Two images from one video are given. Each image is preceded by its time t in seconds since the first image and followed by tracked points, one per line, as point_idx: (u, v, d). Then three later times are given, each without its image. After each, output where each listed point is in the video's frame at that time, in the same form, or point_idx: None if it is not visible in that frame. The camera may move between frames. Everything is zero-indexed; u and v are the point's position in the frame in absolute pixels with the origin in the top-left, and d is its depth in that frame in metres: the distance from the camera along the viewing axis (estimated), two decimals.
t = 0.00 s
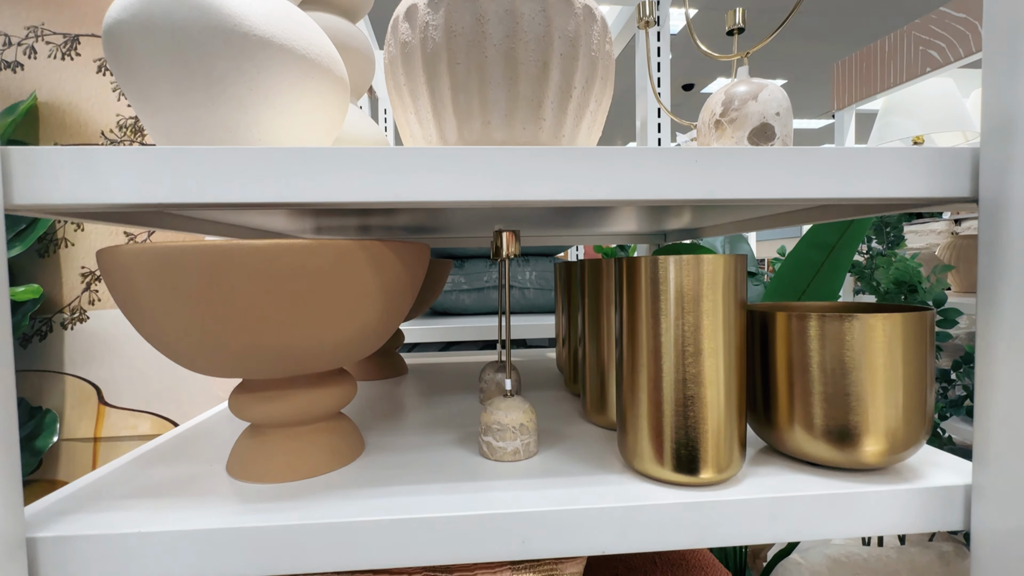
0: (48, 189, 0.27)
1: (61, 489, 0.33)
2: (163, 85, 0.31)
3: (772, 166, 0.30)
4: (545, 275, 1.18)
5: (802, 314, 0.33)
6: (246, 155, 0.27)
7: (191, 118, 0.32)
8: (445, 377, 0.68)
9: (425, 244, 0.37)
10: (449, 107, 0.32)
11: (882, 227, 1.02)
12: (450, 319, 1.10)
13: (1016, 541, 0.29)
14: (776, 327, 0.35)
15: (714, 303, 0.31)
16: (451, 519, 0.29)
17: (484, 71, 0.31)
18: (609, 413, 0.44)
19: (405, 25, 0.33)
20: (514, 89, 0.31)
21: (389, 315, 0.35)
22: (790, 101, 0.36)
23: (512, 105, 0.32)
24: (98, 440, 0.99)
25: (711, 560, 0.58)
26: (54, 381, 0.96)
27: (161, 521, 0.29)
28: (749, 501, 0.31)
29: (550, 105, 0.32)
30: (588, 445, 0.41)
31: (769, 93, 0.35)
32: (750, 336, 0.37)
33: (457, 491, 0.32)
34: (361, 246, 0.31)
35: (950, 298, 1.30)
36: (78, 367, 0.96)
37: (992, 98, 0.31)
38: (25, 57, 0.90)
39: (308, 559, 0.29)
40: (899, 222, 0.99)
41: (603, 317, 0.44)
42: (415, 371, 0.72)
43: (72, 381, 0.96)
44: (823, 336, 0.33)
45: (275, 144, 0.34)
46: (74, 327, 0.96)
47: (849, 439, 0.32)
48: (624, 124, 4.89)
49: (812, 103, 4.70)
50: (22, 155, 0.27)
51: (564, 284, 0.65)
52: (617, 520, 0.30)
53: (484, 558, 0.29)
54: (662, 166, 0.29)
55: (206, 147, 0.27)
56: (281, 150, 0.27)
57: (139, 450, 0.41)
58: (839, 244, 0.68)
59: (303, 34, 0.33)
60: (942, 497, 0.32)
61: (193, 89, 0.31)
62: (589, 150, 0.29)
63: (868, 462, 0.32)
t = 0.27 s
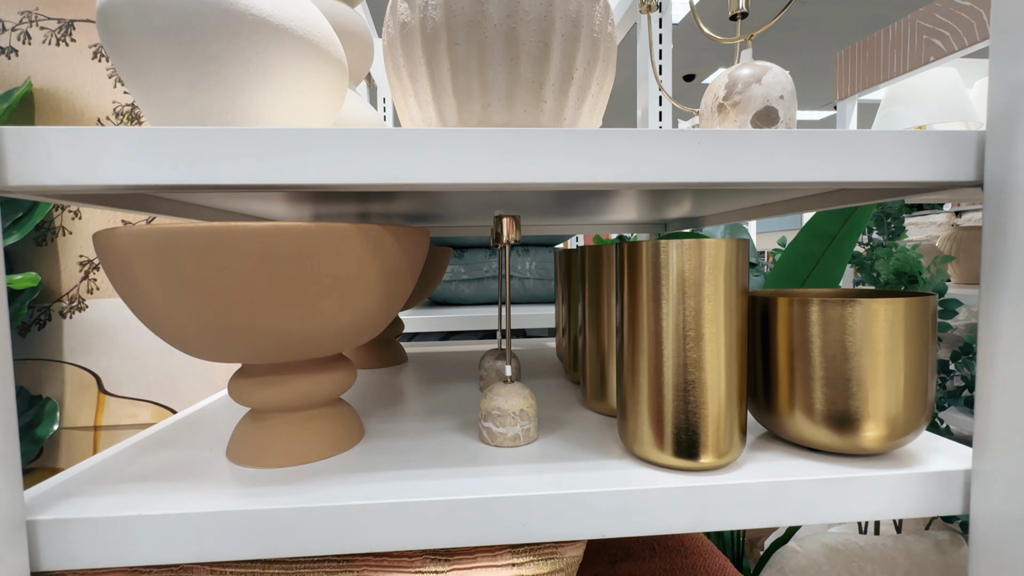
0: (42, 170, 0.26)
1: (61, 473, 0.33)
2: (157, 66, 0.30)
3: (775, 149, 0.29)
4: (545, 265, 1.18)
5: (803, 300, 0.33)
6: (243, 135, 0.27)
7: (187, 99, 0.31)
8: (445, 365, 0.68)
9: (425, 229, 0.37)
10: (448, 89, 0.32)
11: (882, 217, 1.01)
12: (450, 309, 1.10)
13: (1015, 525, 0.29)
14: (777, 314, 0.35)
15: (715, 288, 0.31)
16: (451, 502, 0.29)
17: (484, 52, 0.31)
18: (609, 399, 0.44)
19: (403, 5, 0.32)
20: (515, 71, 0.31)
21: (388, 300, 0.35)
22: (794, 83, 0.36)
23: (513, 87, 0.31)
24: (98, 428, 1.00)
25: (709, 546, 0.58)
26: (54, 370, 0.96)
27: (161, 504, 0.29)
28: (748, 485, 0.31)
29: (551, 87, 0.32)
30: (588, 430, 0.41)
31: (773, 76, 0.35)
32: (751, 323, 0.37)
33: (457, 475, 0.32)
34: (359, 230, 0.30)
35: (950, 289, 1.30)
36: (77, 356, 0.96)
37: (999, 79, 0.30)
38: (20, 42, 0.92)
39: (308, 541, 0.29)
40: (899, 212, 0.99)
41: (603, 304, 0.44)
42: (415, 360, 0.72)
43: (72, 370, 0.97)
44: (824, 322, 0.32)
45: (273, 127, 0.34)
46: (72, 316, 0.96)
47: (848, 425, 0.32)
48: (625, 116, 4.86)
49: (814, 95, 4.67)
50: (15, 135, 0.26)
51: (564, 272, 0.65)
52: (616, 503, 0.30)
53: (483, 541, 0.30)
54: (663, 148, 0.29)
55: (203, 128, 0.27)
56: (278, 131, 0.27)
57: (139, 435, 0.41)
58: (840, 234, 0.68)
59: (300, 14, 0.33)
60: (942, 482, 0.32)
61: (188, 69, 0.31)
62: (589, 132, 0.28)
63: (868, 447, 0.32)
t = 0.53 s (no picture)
0: (37, 148, 0.26)
1: (59, 459, 0.33)
2: (151, 43, 0.30)
3: (782, 130, 0.29)
4: (545, 256, 1.17)
5: (807, 285, 0.33)
6: (241, 114, 0.26)
7: (183, 78, 0.31)
8: (444, 354, 0.68)
9: (425, 213, 0.36)
10: (449, 70, 0.31)
11: (883, 208, 1.01)
12: (449, 299, 1.10)
13: (1016, 510, 0.29)
14: (780, 299, 0.35)
15: (719, 273, 0.31)
16: (451, 486, 0.29)
17: (486, 31, 0.30)
18: (610, 386, 0.44)
19: None
20: (517, 51, 0.30)
21: (388, 285, 0.34)
22: (800, 64, 0.36)
23: (516, 67, 0.31)
24: (98, 418, 1.00)
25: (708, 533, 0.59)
26: (52, 359, 0.96)
27: (160, 489, 0.29)
28: (750, 470, 0.31)
29: (554, 67, 0.31)
30: (589, 417, 0.41)
31: (778, 58, 0.35)
32: (754, 309, 0.37)
33: (458, 460, 0.32)
34: (359, 213, 0.30)
35: (949, 280, 1.30)
36: (75, 345, 0.96)
37: (1009, 61, 0.30)
38: (13, 27, 0.90)
39: (309, 525, 0.28)
40: (901, 203, 0.98)
41: (605, 290, 0.44)
42: (414, 348, 0.72)
43: (71, 359, 0.97)
44: (828, 307, 0.32)
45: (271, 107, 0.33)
46: (70, 305, 0.96)
47: (850, 410, 0.32)
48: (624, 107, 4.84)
49: (816, 86, 4.66)
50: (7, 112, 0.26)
51: (564, 261, 0.64)
52: (618, 488, 0.30)
53: (484, 525, 0.29)
54: (669, 130, 0.28)
55: (200, 106, 0.26)
56: (278, 110, 0.26)
57: (138, 422, 0.41)
58: (841, 224, 0.68)
59: None
60: (944, 467, 0.32)
61: (185, 47, 0.30)
62: (594, 112, 0.28)
63: (869, 432, 0.32)
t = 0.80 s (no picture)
0: (32, 131, 0.25)
1: (60, 444, 0.33)
2: (147, 24, 0.29)
3: (785, 114, 0.29)
4: (545, 247, 1.17)
5: (809, 271, 0.33)
6: (239, 96, 0.26)
7: (180, 60, 0.30)
8: (444, 344, 0.68)
9: (425, 199, 0.36)
10: (450, 52, 0.31)
11: (884, 199, 1.00)
12: (449, 290, 1.10)
13: (1017, 495, 0.29)
14: (782, 286, 0.35)
15: (721, 258, 0.31)
16: (452, 471, 0.29)
17: (487, 12, 0.30)
18: (611, 374, 0.44)
19: None
20: (518, 33, 0.30)
21: (389, 272, 0.34)
22: (804, 48, 0.36)
23: (517, 50, 0.31)
24: (99, 407, 1.00)
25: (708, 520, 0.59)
26: (52, 349, 0.96)
27: (162, 473, 0.29)
28: (751, 455, 0.31)
29: (556, 50, 0.31)
30: (589, 404, 0.41)
31: (783, 41, 0.35)
32: (755, 296, 0.37)
33: (458, 446, 0.32)
34: (359, 197, 0.30)
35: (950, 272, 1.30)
36: (75, 335, 0.96)
37: (1017, 43, 0.29)
38: (8, 14, 0.89)
39: (309, 509, 0.28)
40: (902, 193, 0.98)
41: (606, 277, 0.43)
42: (414, 338, 0.72)
43: (71, 349, 0.97)
44: (830, 292, 0.32)
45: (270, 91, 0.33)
46: (70, 295, 0.96)
47: (851, 396, 0.32)
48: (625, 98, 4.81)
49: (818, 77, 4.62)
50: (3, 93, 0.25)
51: (565, 250, 0.64)
52: (618, 473, 0.30)
53: (484, 509, 0.29)
54: (671, 113, 0.28)
55: (198, 88, 0.26)
56: (276, 91, 0.26)
57: (139, 408, 0.41)
58: (843, 213, 0.68)
59: None
60: (945, 453, 0.32)
61: (181, 29, 0.30)
62: (595, 95, 0.28)
63: (871, 419, 0.32)
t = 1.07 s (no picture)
0: (32, 114, 0.25)
1: (65, 430, 0.33)
2: (147, 6, 0.29)
3: (791, 97, 0.28)
4: (547, 237, 1.17)
5: (813, 257, 0.33)
6: (241, 79, 0.26)
7: (181, 43, 0.30)
8: (446, 333, 0.68)
9: (427, 186, 0.36)
10: (453, 36, 0.31)
11: (887, 190, 1.00)
12: (450, 281, 1.10)
13: (1018, 481, 0.30)
14: (785, 273, 0.34)
15: (725, 244, 0.30)
16: (455, 456, 0.29)
17: None
18: (613, 361, 0.44)
19: None
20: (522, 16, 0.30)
21: (391, 259, 0.34)
22: (810, 32, 0.36)
23: (520, 33, 0.30)
24: (101, 397, 1.00)
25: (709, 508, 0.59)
26: (54, 339, 0.96)
27: (166, 458, 0.29)
28: (754, 441, 0.31)
29: (560, 33, 0.31)
30: (591, 392, 0.41)
31: (789, 25, 0.35)
32: (759, 283, 0.37)
33: (461, 432, 0.32)
34: (361, 182, 0.30)
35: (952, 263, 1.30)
36: (77, 326, 0.97)
37: None
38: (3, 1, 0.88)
39: (314, 493, 0.29)
40: (905, 184, 0.97)
41: (609, 265, 0.43)
42: (416, 328, 0.72)
43: (73, 339, 0.97)
44: (834, 279, 0.32)
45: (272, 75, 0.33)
46: (71, 286, 0.96)
47: (854, 382, 0.32)
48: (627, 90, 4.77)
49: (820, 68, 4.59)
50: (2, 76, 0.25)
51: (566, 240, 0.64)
52: (621, 458, 0.30)
53: (487, 494, 0.30)
54: (676, 97, 0.28)
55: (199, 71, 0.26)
56: (278, 74, 0.26)
57: (142, 395, 0.41)
58: (847, 203, 0.68)
59: None
60: (947, 439, 0.32)
61: (181, 11, 0.29)
62: (599, 79, 0.27)
63: (872, 406, 0.32)
